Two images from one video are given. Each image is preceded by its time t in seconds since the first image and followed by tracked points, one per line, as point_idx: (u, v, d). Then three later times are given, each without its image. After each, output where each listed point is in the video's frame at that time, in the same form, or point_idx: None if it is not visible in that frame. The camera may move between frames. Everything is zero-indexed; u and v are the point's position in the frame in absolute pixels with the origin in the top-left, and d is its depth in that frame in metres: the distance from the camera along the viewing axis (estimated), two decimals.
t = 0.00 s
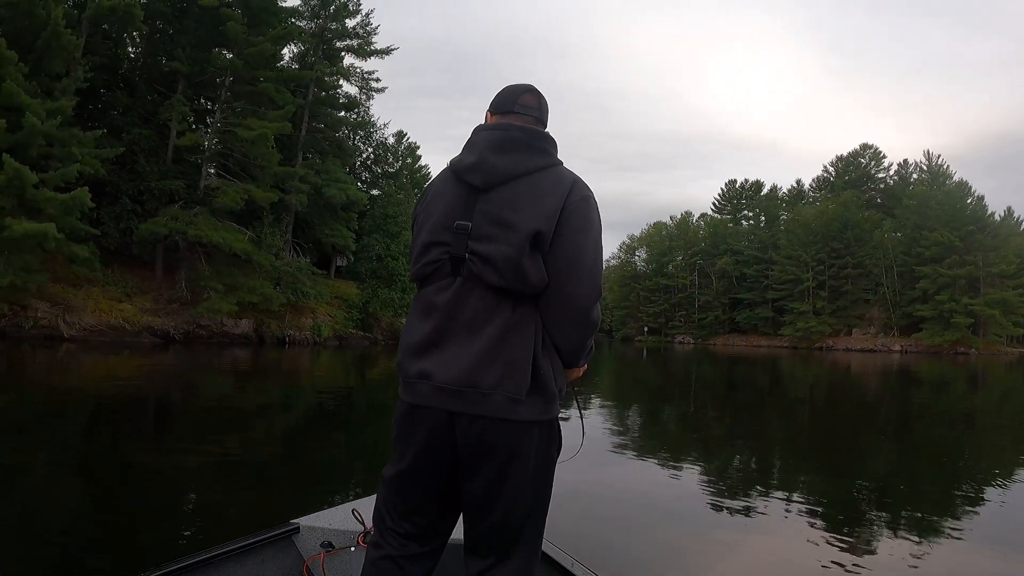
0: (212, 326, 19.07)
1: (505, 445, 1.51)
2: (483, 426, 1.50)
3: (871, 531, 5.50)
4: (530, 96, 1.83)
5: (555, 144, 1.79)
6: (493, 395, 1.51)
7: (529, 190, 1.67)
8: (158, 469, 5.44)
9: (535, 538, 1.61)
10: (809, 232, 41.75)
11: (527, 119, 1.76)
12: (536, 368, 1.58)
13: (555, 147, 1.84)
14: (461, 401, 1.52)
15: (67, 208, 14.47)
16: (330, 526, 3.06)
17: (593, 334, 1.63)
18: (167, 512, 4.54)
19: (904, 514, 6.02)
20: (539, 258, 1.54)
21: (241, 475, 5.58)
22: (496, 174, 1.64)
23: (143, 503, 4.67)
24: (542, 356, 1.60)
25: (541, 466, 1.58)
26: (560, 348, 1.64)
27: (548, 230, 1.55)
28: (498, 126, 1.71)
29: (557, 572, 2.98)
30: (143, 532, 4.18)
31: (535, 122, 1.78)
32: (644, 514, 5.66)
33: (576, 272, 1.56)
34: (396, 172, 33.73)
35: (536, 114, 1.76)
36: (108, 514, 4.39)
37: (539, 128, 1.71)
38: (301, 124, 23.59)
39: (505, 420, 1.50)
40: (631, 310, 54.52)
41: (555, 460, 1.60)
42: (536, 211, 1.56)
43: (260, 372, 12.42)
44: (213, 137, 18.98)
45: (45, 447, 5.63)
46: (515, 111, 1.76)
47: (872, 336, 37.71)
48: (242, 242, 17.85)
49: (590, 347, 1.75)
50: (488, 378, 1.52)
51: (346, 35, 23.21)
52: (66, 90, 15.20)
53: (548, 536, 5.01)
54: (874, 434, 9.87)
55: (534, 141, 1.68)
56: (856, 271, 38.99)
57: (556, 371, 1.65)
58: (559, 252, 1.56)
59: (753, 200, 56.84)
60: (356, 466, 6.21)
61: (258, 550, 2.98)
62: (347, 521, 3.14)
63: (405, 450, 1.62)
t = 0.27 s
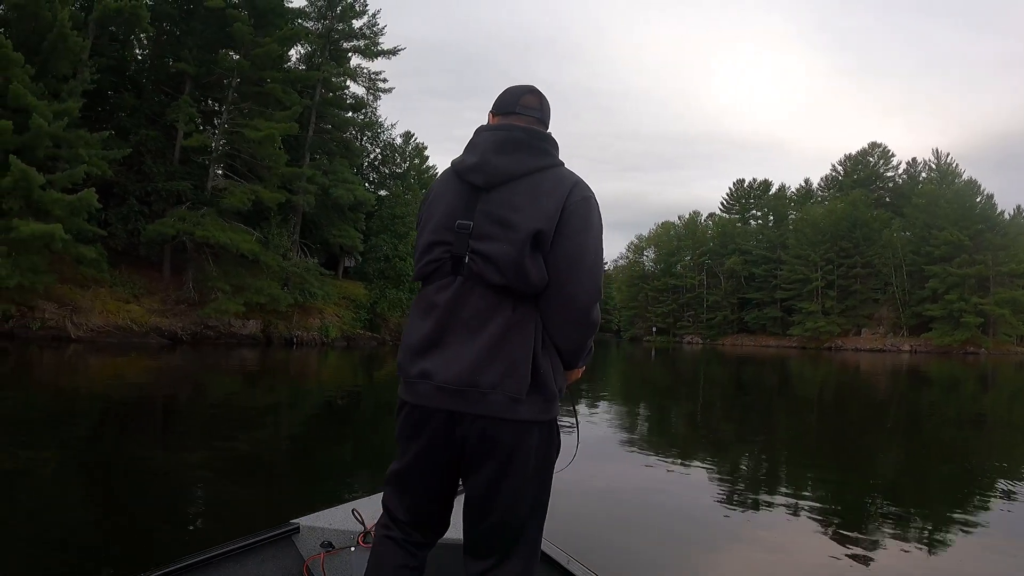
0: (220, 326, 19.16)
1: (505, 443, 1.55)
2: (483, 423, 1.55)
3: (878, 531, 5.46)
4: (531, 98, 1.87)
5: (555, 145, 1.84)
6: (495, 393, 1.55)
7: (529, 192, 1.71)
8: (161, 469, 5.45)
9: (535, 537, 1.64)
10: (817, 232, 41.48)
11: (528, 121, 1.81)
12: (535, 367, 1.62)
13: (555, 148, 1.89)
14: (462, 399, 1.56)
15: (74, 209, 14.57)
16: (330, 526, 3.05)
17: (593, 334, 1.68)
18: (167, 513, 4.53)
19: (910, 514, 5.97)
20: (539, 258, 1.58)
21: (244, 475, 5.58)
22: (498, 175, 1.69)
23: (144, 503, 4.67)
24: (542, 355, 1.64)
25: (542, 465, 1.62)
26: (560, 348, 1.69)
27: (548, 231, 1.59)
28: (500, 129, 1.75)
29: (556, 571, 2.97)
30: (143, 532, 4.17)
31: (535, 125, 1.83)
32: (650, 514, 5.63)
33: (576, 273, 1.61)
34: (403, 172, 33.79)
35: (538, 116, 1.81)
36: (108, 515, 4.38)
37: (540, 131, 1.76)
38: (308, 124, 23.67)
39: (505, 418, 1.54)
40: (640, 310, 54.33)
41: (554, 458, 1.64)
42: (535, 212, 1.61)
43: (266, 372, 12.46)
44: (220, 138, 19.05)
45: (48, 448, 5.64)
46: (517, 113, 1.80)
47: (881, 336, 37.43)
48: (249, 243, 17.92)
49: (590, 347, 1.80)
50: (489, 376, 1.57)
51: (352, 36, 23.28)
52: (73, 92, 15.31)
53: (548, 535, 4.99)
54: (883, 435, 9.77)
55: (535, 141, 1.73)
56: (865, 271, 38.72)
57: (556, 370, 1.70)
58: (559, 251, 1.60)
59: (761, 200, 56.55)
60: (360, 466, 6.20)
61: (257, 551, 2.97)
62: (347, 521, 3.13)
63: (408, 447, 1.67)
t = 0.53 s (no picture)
0: (225, 328, 19.18)
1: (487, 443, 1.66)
2: (464, 424, 1.65)
3: (885, 529, 5.46)
4: (500, 103, 1.97)
5: (524, 148, 1.95)
6: (473, 393, 1.65)
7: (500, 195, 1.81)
8: (159, 472, 5.42)
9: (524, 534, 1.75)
10: (824, 229, 41.27)
11: (497, 126, 1.91)
12: (513, 368, 1.73)
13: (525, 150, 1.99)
14: (442, 400, 1.67)
15: (78, 212, 14.62)
16: (330, 526, 3.01)
17: (567, 333, 1.78)
18: (167, 514, 4.54)
19: (914, 513, 5.94)
20: (511, 262, 1.68)
21: (246, 477, 5.58)
22: (468, 180, 1.80)
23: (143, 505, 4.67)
24: (519, 355, 1.74)
25: (524, 462, 1.74)
26: (536, 347, 1.79)
27: (517, 234, 1.69)
28: (468, 136, 1.86)
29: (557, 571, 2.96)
30: (142, 534, 4.17)
31: (505, 128, 1.93)
32: (655, 515, 5.60)
33: (549, 275, 1.71)
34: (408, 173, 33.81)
35: (507, 121, 1.92)
36: (108, 516, 4.39)
37: (508, 135, 1.87)
38: (312, 126, 23.71)
39: (486, 419, 1.65)
40: (646, 310, 54.16)
41: (536, 455, 1.76)
42: (505, 217, 1.71)
43: (272, 374, 12.47)
44: (224, 140, 19.10)
45: (50, 450, 5.65)
46: (486, 119, 1.91)
47: (889, 334, 37.20)
48: (253, 245, 17.94)
49: (567, 345, 1.91)
50: (467, 378, 1.67)
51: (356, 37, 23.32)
52: (76, 95, 15.38)
53: (546, 535, 4.97)
54: (892, 434, 9.65)
55: (502, 146, 1.84)
56: (872, 269, 38.48)
57: (533, 368, 1.80)
58: (529, 253, 1.71)
59: (767, 198, 56.35)
60: (364, 467, 6.20)
61: (255, 552, 2.93)
62: (347, 521, 3.10)
63: (395, 451, 1.77)
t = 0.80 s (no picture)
0: (232, 325, 19.25)
1: (486, 432, 1.74)
2: (463, 414, 1.73)
3: (891, 530, 5.44)
4: (482, 110, 2.09)
5: (508, 149, 2.05)
6: (472, 384, 1.74)
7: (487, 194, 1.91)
8: (162, 467, 5.45)
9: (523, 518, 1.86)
10: (833, 231, 41.04)
11: (482, 130, 2.02)
12: (508, 360, 1.81)
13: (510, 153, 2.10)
14: (442, 391, 1.74)
15: (86, 208, 14.70)
16: (331, 526, 3.04)
17: (559, 324, 1.88)
18: (167, 513, 4.49)
19: (921, 515, 5.89)
20: (503, 257, 1.78)
21: (248, 474, 5.54)
22: (458, 180, 1.90)
23: (142, 503, 4.63)
24: (513, 348, 1.84)
25: (522, 449, 1.84)
26: (530, 339, 1.88)
27: (508, 230, 1.79)
28: (455, 139, 1.96)
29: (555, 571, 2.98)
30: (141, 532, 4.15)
31: (489, 133, 2.04)
32: (657, 513, 5.62)
33: (539, 270, 1.80)
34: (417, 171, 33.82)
35: (491, 126, 2.03)
36: (106, 513, 4.37)
37: (493, 137, 1.98)
38: (321, 123, 23.77)
39: (485, 409, 1.73)
40: (654, 311, 54.01)
41: (530, 442, 1.86)
42: (494, 214, 1.80)
43: (277, 371, 12.48)
44: (234, 137, 19.18)
45: (52, 445, 5.64)
46: (471, 124, 2.02)
47: (897, 337, 36.91)
48: (261, 242, 18.01)
49: (560, 338, 2.00)
50: (464, 370, 1.75)
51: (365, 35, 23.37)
52: (85, 90, 15.48)
53: (547, 535, 4.93)
54: (901, 437, 9.52)
55: (489, 148, 1.94)
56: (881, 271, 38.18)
57: (528, 360, 1.89)
58: (518, 248, 1.80)
59: (776, 199, 56.03)
60: (367, 465, 6.17)
61: (256, 551, 2.95)
62: (347, 521, 3.13)
63: (395, 445, 1.83)
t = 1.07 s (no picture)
0: (241, 321, 19.34)
1: (501, 435, 1.80)
2: (482, 417, 1.79)
3: (897, 535, 5.38)
4: (520, 124, 2.14)
5: (542, 163, 2.10)
6: (491, 389, 1.79)
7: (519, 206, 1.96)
8: (164, 461, 5.46)
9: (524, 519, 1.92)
10: (844, 234, 40.72)
11: (519, 143, 2.07)
12: (527, 370, 1.86)
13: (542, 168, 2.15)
14: (462, 395, 1.80)
15: (96, 202, 14.82)
16: (330, 526, 3.01)
17: (578, 339, 1.92)
18: (165, 510, 4.43)
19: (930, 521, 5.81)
20: (532, 269, 1.83)
21: (251, 472, 5.49)
22: (493, 191, 1.95)
23: (140, 500, 4.58)
24: (532, 358, 1.88)
25: (532, 456, 1.90)
26: (549, 351, 1.92)
27: (539, 243, 1.84)
28: (494, 150, 2.01)
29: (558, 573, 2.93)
30: (140, 529, 4.10)
31: (527, 145, 2.09)
32: (662, 513, 5.59)
33: (564, 284, 1.85)
34: (428, 170, 33.84)
35: (528, 139, 2.08)
36: (105, 510, 4.31)
37: (529, 151, 2.03)
38: (332, 120, 23.84)
39: (502, 414, 1.79)
40: (664, 312, 53.77)
41: (540, 450, 1.91)
42: (526, 226, 1.85)
43: (285, 368, 12.51)
44: (245, 133, 19.26)
45: (56, 439, 5.65)
46: (508, 136, 2.07)
47: (908, 342, 36.52)
48: (270, 238, 18.09)
49: (576, 352, 2.05)
50: (485, 376, 1.80)
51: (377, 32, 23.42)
52: (97, 85, 15.60)
53: (545, 537, 4.87)
54: (912, 444, 9.35)
55: (525, 161, 1.99)
56: (892, 275, 37.77)
57: (545, 371, 1.94)
58: (546, 262, 1.85)
59: (788, 201, 55.61)
60: (373, 464, 6.12)
61: (256, 551, 2.93)
62: (347, 521, 3.10)
63: (414, 435, 1.92)
